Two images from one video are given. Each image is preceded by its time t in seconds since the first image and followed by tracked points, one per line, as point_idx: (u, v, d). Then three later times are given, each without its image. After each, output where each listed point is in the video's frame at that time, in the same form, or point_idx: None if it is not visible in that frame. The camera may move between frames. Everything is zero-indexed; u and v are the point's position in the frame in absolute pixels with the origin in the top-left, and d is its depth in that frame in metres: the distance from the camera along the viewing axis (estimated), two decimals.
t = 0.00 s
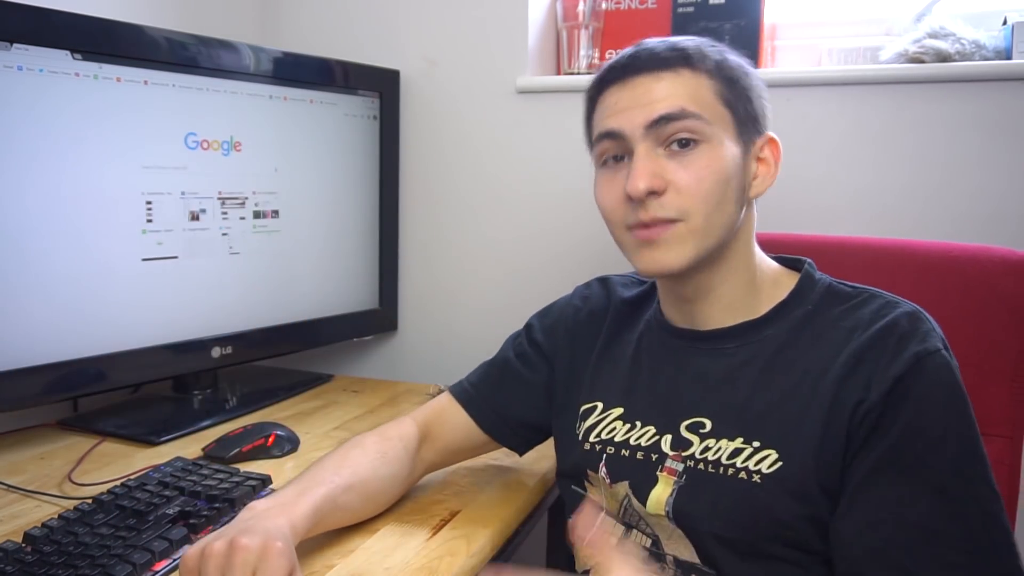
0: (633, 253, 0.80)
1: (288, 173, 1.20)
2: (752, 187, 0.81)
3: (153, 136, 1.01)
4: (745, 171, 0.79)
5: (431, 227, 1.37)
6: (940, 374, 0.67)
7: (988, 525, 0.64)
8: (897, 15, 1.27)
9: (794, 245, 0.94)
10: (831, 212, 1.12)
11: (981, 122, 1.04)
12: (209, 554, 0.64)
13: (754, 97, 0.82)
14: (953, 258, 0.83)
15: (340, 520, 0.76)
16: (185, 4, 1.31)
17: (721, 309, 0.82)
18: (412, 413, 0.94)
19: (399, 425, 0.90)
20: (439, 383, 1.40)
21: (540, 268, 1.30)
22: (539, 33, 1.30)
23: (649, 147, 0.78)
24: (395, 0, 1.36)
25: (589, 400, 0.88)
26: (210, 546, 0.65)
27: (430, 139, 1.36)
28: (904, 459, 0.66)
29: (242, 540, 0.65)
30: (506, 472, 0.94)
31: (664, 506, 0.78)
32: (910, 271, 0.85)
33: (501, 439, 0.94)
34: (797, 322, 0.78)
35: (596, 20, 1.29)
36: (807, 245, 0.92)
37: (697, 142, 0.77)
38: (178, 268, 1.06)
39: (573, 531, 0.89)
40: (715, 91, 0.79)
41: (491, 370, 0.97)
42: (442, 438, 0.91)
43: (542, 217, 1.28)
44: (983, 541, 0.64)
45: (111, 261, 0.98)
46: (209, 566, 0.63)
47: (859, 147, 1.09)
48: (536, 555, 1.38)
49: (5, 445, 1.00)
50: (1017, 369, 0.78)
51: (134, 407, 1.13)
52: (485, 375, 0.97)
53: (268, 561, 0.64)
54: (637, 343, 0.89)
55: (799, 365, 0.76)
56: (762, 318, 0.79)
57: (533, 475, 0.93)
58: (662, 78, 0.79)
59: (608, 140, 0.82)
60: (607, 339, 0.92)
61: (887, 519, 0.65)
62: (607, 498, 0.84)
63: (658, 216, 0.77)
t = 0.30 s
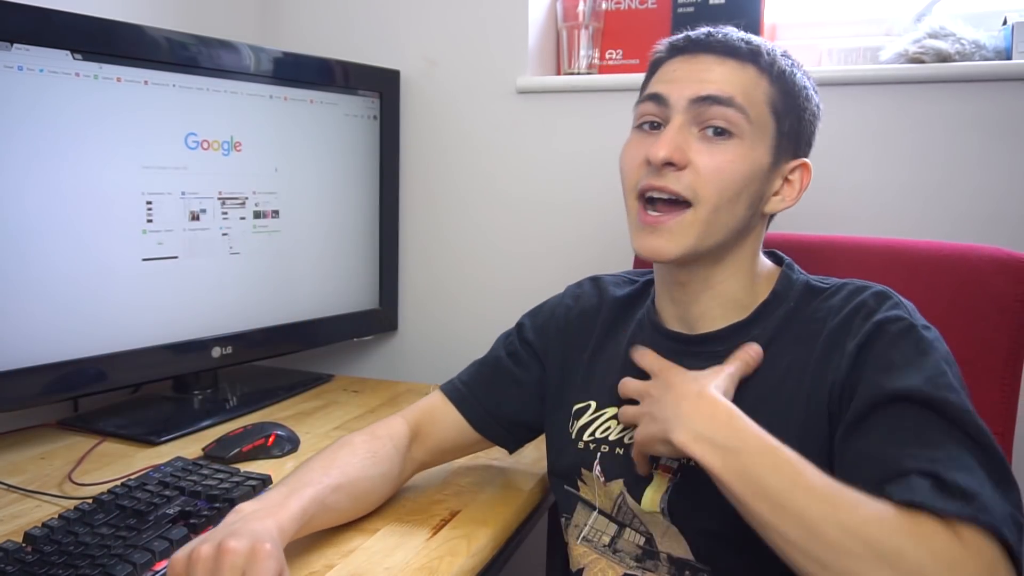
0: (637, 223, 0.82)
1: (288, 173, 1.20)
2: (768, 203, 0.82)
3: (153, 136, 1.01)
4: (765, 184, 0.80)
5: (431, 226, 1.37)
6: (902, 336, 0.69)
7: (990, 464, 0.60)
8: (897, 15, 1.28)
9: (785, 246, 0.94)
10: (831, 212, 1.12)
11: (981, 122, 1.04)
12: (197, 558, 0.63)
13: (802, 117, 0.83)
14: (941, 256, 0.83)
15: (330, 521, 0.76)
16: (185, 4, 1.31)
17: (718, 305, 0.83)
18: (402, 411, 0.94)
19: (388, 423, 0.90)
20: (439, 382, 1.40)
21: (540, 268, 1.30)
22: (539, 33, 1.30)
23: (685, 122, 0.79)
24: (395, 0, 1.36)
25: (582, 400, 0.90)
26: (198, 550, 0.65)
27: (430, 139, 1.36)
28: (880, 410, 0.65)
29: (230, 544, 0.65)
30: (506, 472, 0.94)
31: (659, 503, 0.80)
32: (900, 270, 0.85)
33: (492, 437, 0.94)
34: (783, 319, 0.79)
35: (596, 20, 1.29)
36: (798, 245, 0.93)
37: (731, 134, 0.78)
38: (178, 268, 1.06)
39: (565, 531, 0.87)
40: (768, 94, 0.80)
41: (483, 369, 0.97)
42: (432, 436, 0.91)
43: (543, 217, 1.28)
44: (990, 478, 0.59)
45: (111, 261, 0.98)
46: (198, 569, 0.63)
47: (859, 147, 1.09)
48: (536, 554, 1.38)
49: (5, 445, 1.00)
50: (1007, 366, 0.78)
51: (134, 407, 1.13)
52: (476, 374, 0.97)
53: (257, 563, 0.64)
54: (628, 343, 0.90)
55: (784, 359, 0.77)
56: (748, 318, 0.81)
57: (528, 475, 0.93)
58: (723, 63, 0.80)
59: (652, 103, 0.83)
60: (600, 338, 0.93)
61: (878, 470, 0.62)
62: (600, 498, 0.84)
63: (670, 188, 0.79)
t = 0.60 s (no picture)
0: (640, 231, 0.81)
1: (289, 172, 1.19)
2: (768, 195, 0.82)
3: (153, 136, 1.01)
4: (764, 177, 0.80)
5: (431, 227, 1.37)
6: (909, 334, 0.69)
7: (995, 463, 0.60)
8: (897, 15, 1.28)
9: (785, 246, 0.94)
10: (831, 212, 1.12)
11: (981, 122, 1.04)
12: (208, 565, 0.63)
13: (792, 108, 0.83)
14: (941, 256, 0.83)
15: (335, 520, 0.76)
16: (185, 4, 1.31)
17: (722, 304, 0.83)
18: (405, 411, 0.93)
19: (393, 422, 0.90)
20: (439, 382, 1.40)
21: (540, 268, 1.30)
22: (539, 33, 1.30)
23: (680, 126, 0.79)
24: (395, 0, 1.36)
25: (585, 399, 0.90)
26: (209, 557, 0.64)
27: (430, 139, 1.36)
28: (887, 405, 0.65)
29: (241, 550, 0.64)
30: (506, 472, 0.94)
31: (667, 502, 0.80)
32: (899, 270, 0.85)
33: (494, 436, 0.93)
34: (788, 318, 0.79)
35: (596, 20, 1.29)
36: (799, 245, 0.93)
37: (727, 133, 0.78)
38: (178, 268, 1.06)
39: (567, 530, 0.87)
40: (758, 89, 0.80)
41: (485, 368, 0.97)
42: (435, 435, 0.91)
43: (543, 217, 1.28)
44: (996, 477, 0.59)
45: (111, 261, 0.98)
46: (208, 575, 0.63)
47: (859, 146, 1.09)
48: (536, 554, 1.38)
49: (5, 445, 1.00)
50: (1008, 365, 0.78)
51: (134, 407, 1.13)
52: (479, 373, 0.97)
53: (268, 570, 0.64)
54: (631, 343, 0.90)
55: (790, 356, 0.77)
56: (752, 315, 0.80)
57: (530, 475, 0.93)
58: (710, 63, 0.80)
59: (643, 109, 0.83)
60: (602, 338, 0.93)
61: (883, 464, 0.62)
62: (603, 498, 0.84)
63: (672, 195, 0.78)
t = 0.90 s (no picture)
0: (636, 272, 0.81)
1: (288, 173, 1.20)
2: (753, 199, 0.82)
3: (153, 136, 1.01)
4: (747, 185, 0.80)
5: (431, 226, 1.37)
6: (915, 339, 0.69)
7: (998, 473, 0.60)
8: (897, 15, 1.27)
9: (784, 246, 0.94)
10: (831, 212, 1.12)
11: (981, 122, 1.04)
12: None
13: (756, 106, 0.82)
14: (940, 256, 0.83)
15: (338, 528, 0.75)
16: (185, 4, 1.32)
17: (722, 311, 0.83)
18: (407, 415, 0.93)
19: (394, 428, 0.90)
20: (439, 382, 1.40)
21: (540, 267, 1.30)
22: (539, 33, 1.30)
23: (654, 166, 0.78)
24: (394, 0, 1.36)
25: (587, 400, 0.90)
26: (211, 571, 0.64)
27: (430, 139, 1.36)
28: (891, 412, 0.65)
29: (242, 563, 0.64)
30: (506, 472, 0.94)
31: (669, 505, 0.80)
32: (898, 270, 0.85)
33: (497, 438, 0.93)
34: (789, 319, 0.79)
35: (596, 20, 1.29)
36: (798, 245, 0.93)
37: (703, 162, 0.77)
38: (178, 268, 1.06)
39: (569, 531, 0.88)
40: (720, 106, 0.78)
41: (486, 370, 0.97)
42: (440, 437, 0.91)
43: (543, 217, 1.28)
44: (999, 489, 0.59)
45: (112, 261, 0.98)
46: None
47: (859, 147, 1.09)
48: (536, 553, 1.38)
49: (5, 445, 1.00)
50: (1009, 365, 0.78)
51: (134, 407, 1.13)
52: (480, 375, 0.97)
53: None
54: (631, 344, 0.90)
55: (792, 357, 0.77)
56: (753, 316, 0.80)
57: (531, 475, 0.93)
58: (666, 92, 0.77)
59: (608, 152, 0.81)
60: (602, 338, 0.94)
61: (887, 474, 0.62)
62: (605, 500, 0.84)
63: (663, 239, 0.77)
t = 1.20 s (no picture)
0: (627, 260, 0.81)
1: (288, 173, 1.19)
2: (746, 194, 0.82)
3: (153, 136, 1.01)
4: (738, 177, 0.80)
5: (430, 226, 1.37)
6: (908, 332, 0.69)
7: (995, 461, 0.60)
8: (897, 15, 1.27)
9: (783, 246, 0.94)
10: (831, 212, 1.12)
11: (981, 122, 1.04)
12: None
13: (750, 99, 0.82)
14: (939, 256, 0.83)
15: (343, 532, 0.75)
16: (185, 4, 1.32)
17: (717, 308, 0.84)
18: (408, 420, 0.93)
19: (396, 432, 0.90)
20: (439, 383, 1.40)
21: (539, 267, 1.30)
22: (539, 33, 1.30)
23: (642, 154, 0.78)
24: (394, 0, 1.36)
25: (585, 400, 0.90)
26: None
27: (430, 139, 1.36)
28: (886, 405, 0.65)
29: (238, 567, 0.64)
30: (506, 472, 0.94)
31: (668, 503, 0.80)
32: (897, 270, 0.85)
33: (496, 441, 0.93)
34: (783, 318, 0.79)
35: (596, 20, 1.29)
36: (798, 245, 0.93)
37: (690, 151, 0.77)
38: (178, 268, 1.06)
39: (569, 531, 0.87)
40: (710, 98, 0.78)
41: (485, 373, 0.97)
42: (441, 440, 0.91)
43: (542, 216, 1.28)
44: (997, 477, 0.59)
45: (111, 261, 0.98)
46: None
47: (859, 147, 1.09)
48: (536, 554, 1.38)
49: (5, 445, 1.00)
50: (1008, 364, 0.78)
51: (133, 407, 1.13)
52: (478, 378, 0.97)
53: None
54: (630, 344, 0.90)
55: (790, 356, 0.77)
56: (748, 315, 0.80)
57: (531, 476, 0.93)
58: (656, 83, 0.78)
59: (600, 142, 0.81)
60: (600, 338, 0.94)
61: (882, 465, 0.62)
62: (604, 499, 0.84)
63: (650, 226, 0.78)
